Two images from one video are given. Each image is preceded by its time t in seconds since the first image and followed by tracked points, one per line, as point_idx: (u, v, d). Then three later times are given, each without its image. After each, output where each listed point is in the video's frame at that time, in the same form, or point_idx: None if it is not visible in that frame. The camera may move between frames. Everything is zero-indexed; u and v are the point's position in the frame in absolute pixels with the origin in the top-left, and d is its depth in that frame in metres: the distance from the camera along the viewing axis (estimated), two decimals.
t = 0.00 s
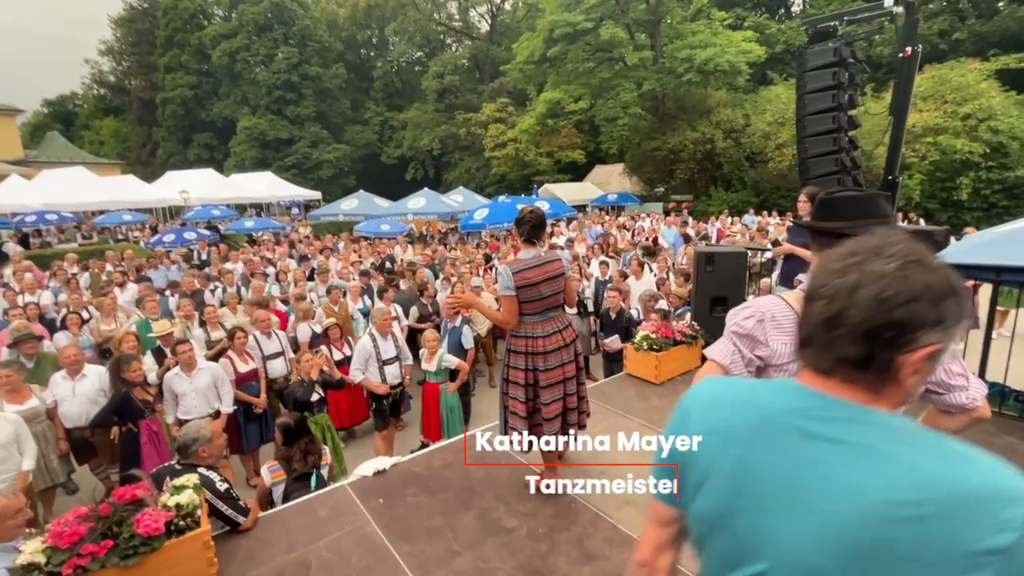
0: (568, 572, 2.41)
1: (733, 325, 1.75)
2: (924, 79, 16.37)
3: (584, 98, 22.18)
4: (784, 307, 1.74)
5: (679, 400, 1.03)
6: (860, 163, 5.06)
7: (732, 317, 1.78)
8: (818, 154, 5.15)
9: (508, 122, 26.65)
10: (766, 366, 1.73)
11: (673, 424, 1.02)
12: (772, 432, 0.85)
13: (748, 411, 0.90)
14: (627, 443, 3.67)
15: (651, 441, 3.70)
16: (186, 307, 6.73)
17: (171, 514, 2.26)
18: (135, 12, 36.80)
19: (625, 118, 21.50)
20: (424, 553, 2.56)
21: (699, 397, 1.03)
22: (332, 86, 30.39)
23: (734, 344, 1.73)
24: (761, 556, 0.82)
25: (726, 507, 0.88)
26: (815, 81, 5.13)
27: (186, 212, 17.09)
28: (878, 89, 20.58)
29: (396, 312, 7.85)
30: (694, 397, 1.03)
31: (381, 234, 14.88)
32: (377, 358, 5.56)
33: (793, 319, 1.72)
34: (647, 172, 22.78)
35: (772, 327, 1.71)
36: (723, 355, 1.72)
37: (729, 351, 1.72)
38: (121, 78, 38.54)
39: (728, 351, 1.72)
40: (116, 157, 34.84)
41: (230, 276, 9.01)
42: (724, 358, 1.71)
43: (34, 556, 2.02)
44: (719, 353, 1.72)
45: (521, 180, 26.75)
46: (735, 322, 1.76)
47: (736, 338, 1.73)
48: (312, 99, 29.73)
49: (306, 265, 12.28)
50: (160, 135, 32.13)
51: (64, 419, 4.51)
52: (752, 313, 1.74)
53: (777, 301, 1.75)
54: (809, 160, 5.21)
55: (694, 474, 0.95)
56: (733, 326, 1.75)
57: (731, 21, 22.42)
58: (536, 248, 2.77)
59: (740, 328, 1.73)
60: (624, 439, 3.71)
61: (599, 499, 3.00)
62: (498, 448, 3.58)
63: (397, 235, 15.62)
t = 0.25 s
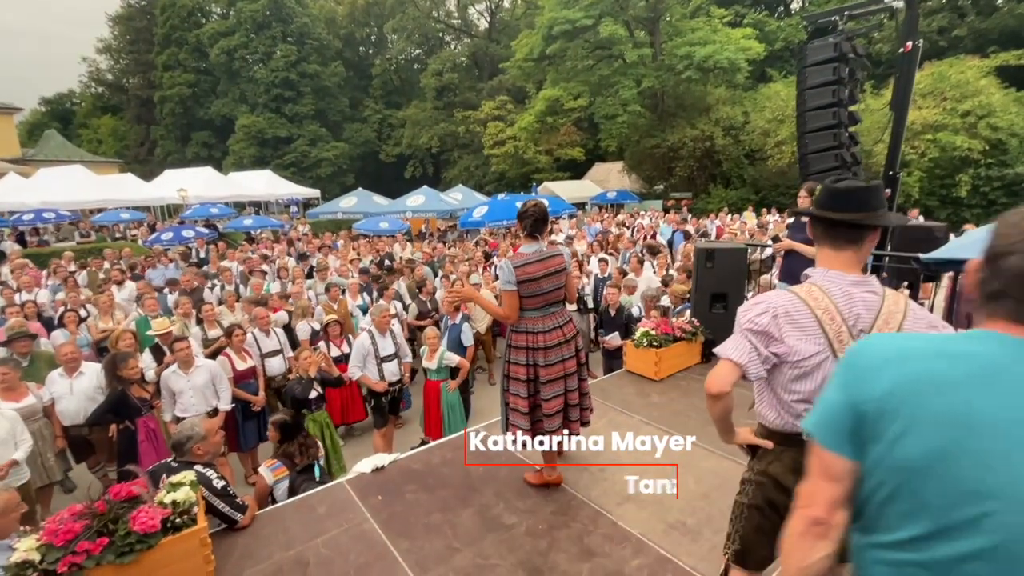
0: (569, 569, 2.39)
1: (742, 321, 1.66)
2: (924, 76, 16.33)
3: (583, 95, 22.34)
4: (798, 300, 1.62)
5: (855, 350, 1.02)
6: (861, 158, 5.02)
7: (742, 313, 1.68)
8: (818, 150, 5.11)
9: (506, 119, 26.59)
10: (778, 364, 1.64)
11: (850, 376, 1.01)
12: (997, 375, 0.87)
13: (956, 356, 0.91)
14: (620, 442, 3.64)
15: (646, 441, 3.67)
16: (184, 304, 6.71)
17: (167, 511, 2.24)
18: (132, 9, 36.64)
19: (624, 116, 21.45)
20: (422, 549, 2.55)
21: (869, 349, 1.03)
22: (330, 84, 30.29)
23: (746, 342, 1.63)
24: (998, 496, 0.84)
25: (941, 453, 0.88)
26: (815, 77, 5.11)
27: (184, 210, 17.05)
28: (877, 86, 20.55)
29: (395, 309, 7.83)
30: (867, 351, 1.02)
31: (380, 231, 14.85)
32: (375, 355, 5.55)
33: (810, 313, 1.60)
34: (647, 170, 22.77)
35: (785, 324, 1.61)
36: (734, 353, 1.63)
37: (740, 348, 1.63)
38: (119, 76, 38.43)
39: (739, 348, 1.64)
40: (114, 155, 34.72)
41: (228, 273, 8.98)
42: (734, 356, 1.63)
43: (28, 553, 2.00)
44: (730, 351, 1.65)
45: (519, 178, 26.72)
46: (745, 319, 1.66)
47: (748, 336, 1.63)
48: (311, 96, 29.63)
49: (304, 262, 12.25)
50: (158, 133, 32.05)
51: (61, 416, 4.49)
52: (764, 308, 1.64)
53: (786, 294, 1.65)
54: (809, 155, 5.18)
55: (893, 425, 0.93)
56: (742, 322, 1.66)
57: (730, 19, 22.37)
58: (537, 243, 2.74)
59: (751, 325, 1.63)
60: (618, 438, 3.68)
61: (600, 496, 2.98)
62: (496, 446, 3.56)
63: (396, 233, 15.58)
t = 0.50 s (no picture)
0: (567, 569, 2.38)
1: (766, 322, 1.45)
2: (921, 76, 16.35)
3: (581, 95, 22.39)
4: (820, 297, 1.46)
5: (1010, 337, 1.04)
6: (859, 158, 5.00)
7: (762, 315, 1.48)
8: (817, 149, 5.09)
9: (505, 120, 26.58)
10: (806, 366, 1.45)
11: (1012, 361, 1.03)
12: None
13: None
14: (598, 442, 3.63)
15: (625, 442, 3.64)
16: (181, 305, 6.69)
17: (161, 512, 2.21)
18: (130, 9, 36.52)
19: (622, 116, 21.44)
20: (420, 550, 2.52)
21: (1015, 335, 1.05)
22: (328, 84, 30.22)
23: (774, 345, 1.43)
24: None
25: None
26: (813, 76, 5.09)
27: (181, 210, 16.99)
28: (875, 86, 20.59)
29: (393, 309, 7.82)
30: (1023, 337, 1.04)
31: (377, 232, 14.82)
32: (373, 355, 5.52)
33: (835, 311, 1.44)
34: (644, 170, 22.80)
35: (812, 322, 1.43)
36: (766, 358, 1.42)
37: (771, 352, 1.42)
38: (116, 76, 38.32)
39: (768, 351, 1.43)
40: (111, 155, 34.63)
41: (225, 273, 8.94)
42: (766, 361, 1.42)
43: (20, 554, 1.98)
44: (756, 356, 1.44)
45: (517, 179, 26.72)
46: (768, 320, 1.46)
47: (776, 339, 1.43)
48: (308, 97, 29.55)
49: (302, 262, 12.21)
50: (155, 133, 31.97)
51: (56, 417, 4.45)
52: (789, 307, 1.45)
53: (807, 291, 1.48)
54: (808, 155, 5.16)
55: None
56: (767, 323, 1.45)
57: (728, 20, 22.39)
58: (534, 241, 2.73)
59: (779, 327, 1.43)
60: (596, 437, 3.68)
61: (598, 495, 2.96)
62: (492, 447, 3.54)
63: (395, 233, 15.55)
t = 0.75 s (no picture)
0: (560, 564, 2.36)
1: (795, 319, 1.34)
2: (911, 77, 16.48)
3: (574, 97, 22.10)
4: (837, 288, 1.39)
5: None
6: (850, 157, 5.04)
7: (785, 310, 1.36)
8: (808, 147, 5.12)
9: (499, 120, 26.56)
10: (829, 361, 1.38)
11: None
12: None
13: None
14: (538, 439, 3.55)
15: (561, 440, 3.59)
16: (173, 304, 6.64)
17: (150, 509, 2.18)
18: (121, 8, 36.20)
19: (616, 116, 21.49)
20: (412, 546, 2.51)
21: None
22: (322, 84, 30.10)
23: (805, 343, 1.33)
24: None
25: None
26: (804, 74, 5.12)
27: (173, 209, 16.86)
28: (866, 88, 20.76)
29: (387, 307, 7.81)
30: None
31: (371, 231, 14.77)
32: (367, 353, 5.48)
33: (853, 303, 1.39)
34: (639, 171, 22.88)
35: (834, 315, 1.36)
36: (799, 357, 1.31)
37: (802, 351, 1.32)
38: (107, 75, 37.98)
39: (799, 350, 1.32)
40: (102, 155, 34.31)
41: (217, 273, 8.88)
42: (801, 361, 1.31)
43: (4, 553, 1.94)
44: (788, 355, 1.32)
45: (512, 179, 26.73)
46: (793, 316, 1.35)
47: (807, 336, 1.33)
48: (302, 96, 29.39)
49: (295, 262, 12.16)
50: (147, 133, 31.71)
51: (43, 417, 4.38)
52: (815, 302, 1.36)
53: (822, 283, 1.41)
54: (800, 153, 5.18)
55: None
56: (795, 320, 1.34)
57: (720, 21, 22.50)
58: (527, 235, 2.73)
59: (808, 323, 1.33)
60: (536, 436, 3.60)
61: (592, 491, 2.96)
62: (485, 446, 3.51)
63: (388, 233, 15.51)
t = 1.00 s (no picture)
0: (553, 557, 2.36)
1: (805, 307, 1.33)
2: (902, 79, 16.60)
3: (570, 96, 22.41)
4: (838, 275, 1.39)
5: None
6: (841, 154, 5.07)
7: (795, 299, 1.34)
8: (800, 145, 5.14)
9: (493, 120, 26.55)
10: (836, 348, 1.38)
11: None
12: None
13: None
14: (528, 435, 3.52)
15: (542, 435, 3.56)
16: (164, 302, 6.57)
17: (137, 503, 2.17)
18: (112, 6, 35.88)
19: (611, 117, 21.52)
20: (404, 540, 2.49)
21: None
22: (316, 83, 29.95)
23: (817, 330, 1.31)
24: None
25: None
26: (796, 72, 5.12)
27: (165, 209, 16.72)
28: (857, 89, 20.91)
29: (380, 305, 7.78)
30: None
31: (365, 230, 14.71)
32: (360, 350, 5.45)
33: (854, 289, 1.39)
34: (633, 171, 22.94)
35: (839, 303, 1.36)
36: (813, 346, 1.29)
37: (815, 339, 1.30)
38: (98, 74, 37.64)
39: (811, 339, 1.30)
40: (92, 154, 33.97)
41: (209, 271, 8.82)
42: (815, 349, 1.29)
43: None
44: (802, 345, 1.30)
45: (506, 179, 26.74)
46: (803, 304, 1.33)
47: (818, 323, 1.31)
48: (296, 96, 29.22)
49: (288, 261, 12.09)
50: (138, 132, 31.45)
51: (31, 415, 4.33)
52: (821, 290, 1.35)
53: (822, 270, 1.40)
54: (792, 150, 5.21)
55: None
56: (805, 308, 1.33)
57: (714, 23, 22.62)
58: (523, 228, 2.73)
59: (819, 310, 1.32)
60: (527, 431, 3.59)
61: (585, 485, 2.96)
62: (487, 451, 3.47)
63: (383, 232, 15.46)
